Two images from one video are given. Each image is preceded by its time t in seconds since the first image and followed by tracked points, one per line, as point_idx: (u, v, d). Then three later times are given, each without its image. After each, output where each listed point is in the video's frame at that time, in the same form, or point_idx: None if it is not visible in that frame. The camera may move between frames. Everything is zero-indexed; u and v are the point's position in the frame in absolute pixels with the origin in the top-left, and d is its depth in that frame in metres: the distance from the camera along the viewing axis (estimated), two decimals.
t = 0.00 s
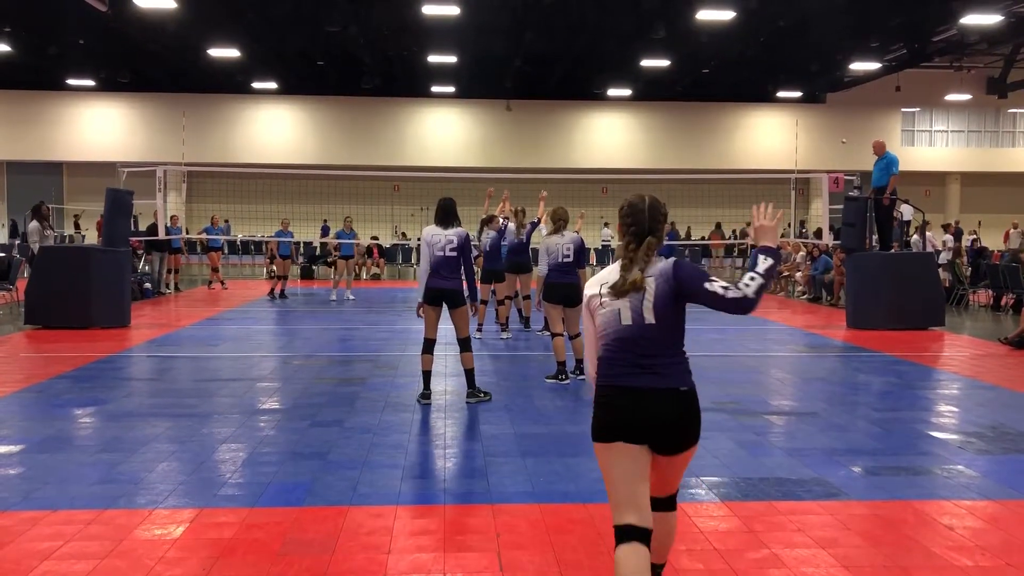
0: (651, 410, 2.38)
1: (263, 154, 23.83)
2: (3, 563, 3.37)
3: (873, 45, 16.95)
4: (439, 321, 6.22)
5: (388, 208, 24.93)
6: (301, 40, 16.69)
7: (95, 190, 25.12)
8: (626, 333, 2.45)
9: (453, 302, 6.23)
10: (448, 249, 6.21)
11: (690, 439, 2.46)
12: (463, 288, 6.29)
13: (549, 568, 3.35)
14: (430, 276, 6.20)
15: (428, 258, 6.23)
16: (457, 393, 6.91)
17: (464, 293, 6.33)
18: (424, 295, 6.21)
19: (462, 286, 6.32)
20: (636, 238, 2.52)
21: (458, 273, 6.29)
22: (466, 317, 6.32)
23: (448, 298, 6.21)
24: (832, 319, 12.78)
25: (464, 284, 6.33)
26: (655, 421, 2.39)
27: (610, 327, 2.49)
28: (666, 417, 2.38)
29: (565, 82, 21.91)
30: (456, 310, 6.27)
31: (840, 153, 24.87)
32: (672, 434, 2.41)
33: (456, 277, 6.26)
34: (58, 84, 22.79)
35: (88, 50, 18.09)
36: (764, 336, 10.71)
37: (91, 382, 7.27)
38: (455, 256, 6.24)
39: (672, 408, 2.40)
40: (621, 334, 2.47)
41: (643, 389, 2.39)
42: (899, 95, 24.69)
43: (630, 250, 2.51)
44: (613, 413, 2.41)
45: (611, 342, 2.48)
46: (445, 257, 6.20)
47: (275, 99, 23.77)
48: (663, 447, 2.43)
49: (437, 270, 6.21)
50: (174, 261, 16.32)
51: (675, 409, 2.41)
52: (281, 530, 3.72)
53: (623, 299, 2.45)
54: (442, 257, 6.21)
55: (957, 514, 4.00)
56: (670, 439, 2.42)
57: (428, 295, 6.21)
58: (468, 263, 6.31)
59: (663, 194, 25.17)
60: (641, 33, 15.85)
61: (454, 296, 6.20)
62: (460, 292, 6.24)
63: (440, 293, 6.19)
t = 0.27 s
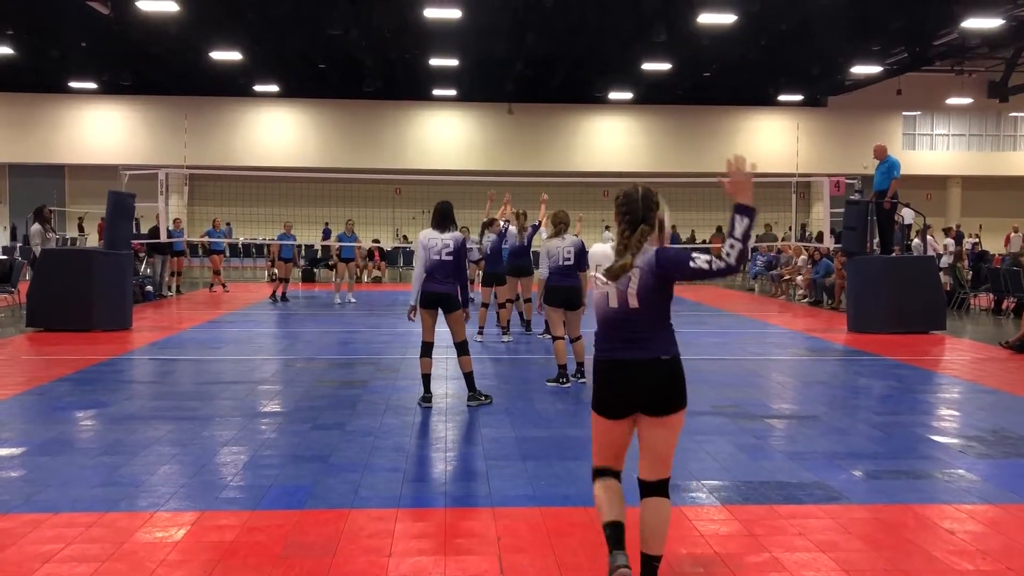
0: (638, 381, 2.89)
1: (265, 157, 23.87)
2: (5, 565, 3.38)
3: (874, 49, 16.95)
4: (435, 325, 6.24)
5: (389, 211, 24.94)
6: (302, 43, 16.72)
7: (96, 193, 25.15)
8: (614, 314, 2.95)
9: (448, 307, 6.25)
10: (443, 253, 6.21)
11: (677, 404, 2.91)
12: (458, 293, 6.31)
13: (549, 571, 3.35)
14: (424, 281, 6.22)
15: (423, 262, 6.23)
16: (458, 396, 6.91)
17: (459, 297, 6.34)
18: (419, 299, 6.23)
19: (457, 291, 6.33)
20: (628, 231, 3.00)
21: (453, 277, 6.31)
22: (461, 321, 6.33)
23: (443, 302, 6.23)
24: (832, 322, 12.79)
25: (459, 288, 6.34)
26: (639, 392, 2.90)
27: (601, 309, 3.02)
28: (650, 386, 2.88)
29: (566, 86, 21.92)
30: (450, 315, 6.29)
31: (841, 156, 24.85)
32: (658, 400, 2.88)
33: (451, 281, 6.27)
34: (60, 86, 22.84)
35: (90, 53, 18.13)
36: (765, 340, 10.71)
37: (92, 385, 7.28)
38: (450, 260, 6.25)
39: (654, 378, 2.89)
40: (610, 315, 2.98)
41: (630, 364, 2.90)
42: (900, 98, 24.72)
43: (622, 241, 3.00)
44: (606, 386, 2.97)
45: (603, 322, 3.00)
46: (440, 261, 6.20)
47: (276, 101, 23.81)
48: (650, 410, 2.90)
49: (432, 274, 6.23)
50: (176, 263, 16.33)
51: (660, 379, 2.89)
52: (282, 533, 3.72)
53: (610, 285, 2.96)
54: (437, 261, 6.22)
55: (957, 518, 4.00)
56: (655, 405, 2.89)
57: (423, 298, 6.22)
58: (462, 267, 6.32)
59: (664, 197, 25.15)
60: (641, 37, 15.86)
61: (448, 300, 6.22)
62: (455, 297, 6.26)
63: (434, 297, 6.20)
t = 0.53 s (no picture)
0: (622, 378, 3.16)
1: (267, 159, 23.90)
2: (6, 567, 3.37)
3: (875, 52, 16.97)
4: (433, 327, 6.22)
5: (391, 214, 24.95)
6: (304, 46, 16.76)
7: (98, 195, 25.18)
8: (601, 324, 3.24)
9: (446, 309, 6.23)
10: (441, 256, 6.21)
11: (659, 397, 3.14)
12: (456, 295, 6.29)
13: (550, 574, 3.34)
14: (422, 283, 6.22)
15: (421, 265, 6.24)
16: (459, 399, 6.90)
17: (458, 300, 6.32)
18: (417, 302, 6.22)
19: (455, 293, 6.32)
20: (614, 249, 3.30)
21: (451, 280, 6.29)
22: (459, 323, 6.31)
23: (441, 305, 6.21)
24: (834, 325, 12.78)
25: (457, 291, 6.32)
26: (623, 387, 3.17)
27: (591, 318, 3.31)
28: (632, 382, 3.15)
29: (568, 88, 21.95)
30: (449, 318, 6.27)
31: (842, 159, 24.84)
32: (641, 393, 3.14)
33: (449, 284, 6.26)
34: (63, 89, 22.90)
35: (93, 55, 18.18)
36: (766, 343, 10.70)
37: (93, 386, 7.28)
38: (448, 263, 6.24)
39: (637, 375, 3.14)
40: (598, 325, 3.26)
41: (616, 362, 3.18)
42: (900, 101, 24.75)
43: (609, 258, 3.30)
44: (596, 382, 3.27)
45: (592, 328, 3.29)
46: (438, 264, 6.21)
47: (278, 104, 23.84)
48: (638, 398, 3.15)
49: (430, 277, 6.23)
50: (177, 266, 16.34)
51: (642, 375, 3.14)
52: (282, 536, 3.72)
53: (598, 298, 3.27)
54: (435, 264, 6.22)
55: (959, 522, 3.98)
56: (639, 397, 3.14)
57: (421, 301, 6.21)
58: (460, 270, 6.30)
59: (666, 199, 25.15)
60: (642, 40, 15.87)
61: (446, 302, 6.20)
62: (453, 299, 6.24)
63: (431, 300, 6.19)
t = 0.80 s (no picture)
0: (622, 353, 3.38)
1: (267, 161, 23.94)
2: (6, 569, 3.37)
3: (875, 53, 16.97)
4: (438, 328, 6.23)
5: (391, 215, 24.98)
6: (305, 47, 16.77)
7: (99, 197, 25.19)
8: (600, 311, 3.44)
9: (451, 310, 6.23)
10: (445, 257, 6.22)
11: (650, 367, 3.43)
12: (460, 296, 6.29)
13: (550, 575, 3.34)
14: (426, 284, 6.20)
15: (425, 266, 6.22)
16: (459, 400, 6.91)
17: (462, 301, 6.32)
18: (422, 303, 6.21)
19: (460, 294, 6.31)
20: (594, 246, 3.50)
21: (456, 280, 6.28)
22: (463, 324, 6.32)
23: (445, 306, 6.20)
24: (834, 326, 12.79)
25: (461, 291, 6.32)
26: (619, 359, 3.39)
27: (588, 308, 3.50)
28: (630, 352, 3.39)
29: (568, 90, 21.96)
30: (454, 318, 6.27)
31: (843, 160, 24.85)
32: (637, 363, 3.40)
33: (454, 284, 6.25)
34: (63, 91, 22.93)
35: (94, 57, 18.21)
36: (766, 344, 10.70)
37: (94, 388, 7.28)
38: (452, 264, 6.25)
39: (634, 345, 3.39)
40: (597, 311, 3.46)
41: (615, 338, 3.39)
42: (901, 103, 24.76)
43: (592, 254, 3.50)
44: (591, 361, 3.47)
45: (590, 316, 3.49)
46: (442, 265, 6.21)
47: (278, 105, 23.86)
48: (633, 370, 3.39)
49: (434, 277, 6.22)
50: (177, 267, 16.35)
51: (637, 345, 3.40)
52: (283, 537, 3.72)
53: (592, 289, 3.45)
54: (439, 265, 6.22)
55: (959, 524, 3.99)
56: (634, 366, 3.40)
57: (425, 302, 6.20)
58: (464, 271, 6.30)
59: (665, 201, 25.17)
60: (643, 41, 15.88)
61: (451, 303, 6.19)
62: (458, 300, 6.24)
63: (436, 300, 6.18)
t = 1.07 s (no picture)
0: (629, 319, 3.67)
1: (268, 161, 23.93)
2: (7, 569, 3.37)
3: (876, 52, 16.95)
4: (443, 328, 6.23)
5: (391, 215, 24.94)
6: (304, 47, 16.76)
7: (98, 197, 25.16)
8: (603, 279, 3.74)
9: (457, 310, 6.22)
10: (450, 257, 6.20)
11: (657, 337, 3.74)
12: (466, 295, 6.28)
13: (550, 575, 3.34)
14: (431, 284, 6.17)
15: (430, 266, 6.19)
16: (459, 400, 6.90)
17: (466, 300, 6.31)
18: (427, 303, 6.19)
19: (465, 294, 6.30)
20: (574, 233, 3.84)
21: (461, 280, 6.27)
22: (468, 324, 6.32)
23: (452, 306, 6.20)
24: (834, 326, 12.79)
25: (467, 291, 6.32)
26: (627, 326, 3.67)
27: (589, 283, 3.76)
28: (638, 319, 3.68)
29: (568, 90, 21.94)
30: (459, 318, 6.27)
31: (842, 160, 24.85)
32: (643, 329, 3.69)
33: (459, 284, 6.24)
34: (63, 91, 22.90)
35: (94, 57, 18.20)
36: (766, 344, 10.70)
37: (94, 388, 7.28)
38: (457, 263, 6.23)
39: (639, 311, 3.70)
40: (599, 280, 3.74)
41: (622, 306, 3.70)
42: (901, 103, 24.76)
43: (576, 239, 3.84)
44: (596, 338, 3.72)
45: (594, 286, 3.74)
46: (447, 265, 6.19)
47: (278, 105, 23.84)
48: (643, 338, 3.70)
49: (439, 277, 6.19)
50: (177, 267, 16.34)
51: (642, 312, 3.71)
52: (283, 537, 3.72)
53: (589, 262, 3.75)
54: (444, 265, 6.19)
55: (959, 523, 3.98)
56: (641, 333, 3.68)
57: (431, 302, 6.18)
58: (469, 270, 6.30)
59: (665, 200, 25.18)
60: (643, 41, 15.87)
61: (457, 303, 6.19)
62: (463, 299, 6.23)
63: (443, 300, 6.17)
